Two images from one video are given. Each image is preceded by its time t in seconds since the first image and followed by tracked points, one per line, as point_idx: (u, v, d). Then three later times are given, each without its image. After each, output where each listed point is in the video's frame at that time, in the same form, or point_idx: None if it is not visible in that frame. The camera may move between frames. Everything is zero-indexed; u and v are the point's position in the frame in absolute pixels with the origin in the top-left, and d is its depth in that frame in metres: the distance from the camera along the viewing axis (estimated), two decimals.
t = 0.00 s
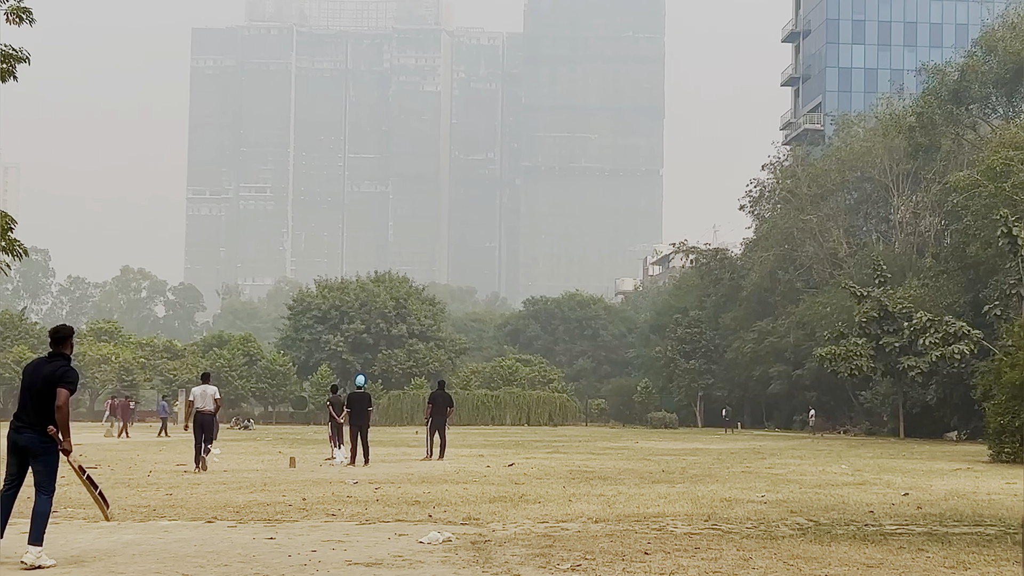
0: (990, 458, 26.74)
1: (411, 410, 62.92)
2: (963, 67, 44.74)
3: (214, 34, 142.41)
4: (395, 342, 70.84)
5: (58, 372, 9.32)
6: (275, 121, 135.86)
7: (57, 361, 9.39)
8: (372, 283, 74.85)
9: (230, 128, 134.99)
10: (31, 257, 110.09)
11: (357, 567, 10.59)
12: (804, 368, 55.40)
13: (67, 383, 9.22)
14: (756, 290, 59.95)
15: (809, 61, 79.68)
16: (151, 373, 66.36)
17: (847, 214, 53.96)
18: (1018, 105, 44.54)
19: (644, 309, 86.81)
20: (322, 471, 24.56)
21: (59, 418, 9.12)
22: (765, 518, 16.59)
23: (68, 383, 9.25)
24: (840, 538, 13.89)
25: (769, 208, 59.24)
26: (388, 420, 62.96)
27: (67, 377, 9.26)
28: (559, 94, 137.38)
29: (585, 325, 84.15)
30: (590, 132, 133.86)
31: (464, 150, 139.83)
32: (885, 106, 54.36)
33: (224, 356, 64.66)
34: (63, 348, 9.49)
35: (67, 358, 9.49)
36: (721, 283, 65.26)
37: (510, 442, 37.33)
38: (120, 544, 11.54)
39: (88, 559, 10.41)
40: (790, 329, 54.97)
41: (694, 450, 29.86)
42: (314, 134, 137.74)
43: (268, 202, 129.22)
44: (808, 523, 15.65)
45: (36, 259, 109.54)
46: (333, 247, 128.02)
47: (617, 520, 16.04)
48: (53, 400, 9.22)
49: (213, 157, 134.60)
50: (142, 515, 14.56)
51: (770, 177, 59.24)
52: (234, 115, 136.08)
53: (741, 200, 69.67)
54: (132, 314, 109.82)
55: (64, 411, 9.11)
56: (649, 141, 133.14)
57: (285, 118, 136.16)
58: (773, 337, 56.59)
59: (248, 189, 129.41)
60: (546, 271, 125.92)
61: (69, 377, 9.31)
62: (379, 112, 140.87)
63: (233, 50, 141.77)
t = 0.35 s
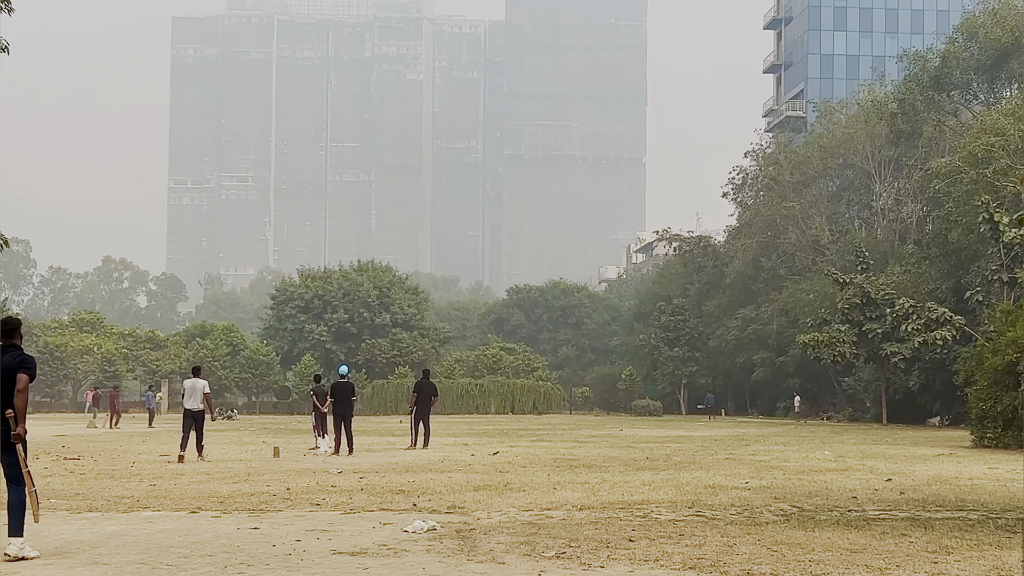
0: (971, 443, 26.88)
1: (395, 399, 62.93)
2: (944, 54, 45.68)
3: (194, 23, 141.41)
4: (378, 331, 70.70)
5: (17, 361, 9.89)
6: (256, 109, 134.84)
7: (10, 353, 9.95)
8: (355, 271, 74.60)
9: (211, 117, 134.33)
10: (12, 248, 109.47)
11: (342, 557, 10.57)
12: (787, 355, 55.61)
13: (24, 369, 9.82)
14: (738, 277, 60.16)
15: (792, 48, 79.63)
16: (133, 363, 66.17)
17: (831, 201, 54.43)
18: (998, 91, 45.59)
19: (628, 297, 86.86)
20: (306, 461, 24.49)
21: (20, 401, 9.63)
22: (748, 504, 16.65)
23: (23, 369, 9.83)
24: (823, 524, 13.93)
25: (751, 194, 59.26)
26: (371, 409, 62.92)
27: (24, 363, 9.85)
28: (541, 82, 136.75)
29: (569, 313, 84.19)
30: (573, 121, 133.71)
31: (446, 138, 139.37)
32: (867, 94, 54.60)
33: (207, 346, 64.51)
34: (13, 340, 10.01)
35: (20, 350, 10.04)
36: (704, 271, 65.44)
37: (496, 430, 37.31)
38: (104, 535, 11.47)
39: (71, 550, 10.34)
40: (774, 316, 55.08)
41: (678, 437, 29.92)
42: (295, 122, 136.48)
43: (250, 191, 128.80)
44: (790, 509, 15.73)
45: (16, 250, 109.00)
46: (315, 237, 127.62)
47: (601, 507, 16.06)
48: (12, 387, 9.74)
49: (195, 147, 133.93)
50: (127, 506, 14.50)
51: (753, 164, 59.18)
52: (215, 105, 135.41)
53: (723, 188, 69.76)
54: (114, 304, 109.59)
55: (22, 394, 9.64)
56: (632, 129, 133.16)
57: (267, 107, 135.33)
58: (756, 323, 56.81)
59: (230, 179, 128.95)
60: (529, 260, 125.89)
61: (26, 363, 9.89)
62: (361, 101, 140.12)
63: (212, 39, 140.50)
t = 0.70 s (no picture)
0: (968, 435, 26.91)
1: (392, 392, 62.89)
2: (940, 46, 45.65)
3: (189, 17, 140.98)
4: (375, 325, 70.59)
5: None
6: (252, 103, 134.52)
7: None
8: (352, 265, 74.56)
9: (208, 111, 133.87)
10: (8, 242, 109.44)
11: (340, 550, 10.58)
12: (785, 347, 55.59)
13: None
14: (736, 270, 60.07)
15: (788, 40, 79.59)
16: (131, 358, 66.11)
17: (827, 192, 54.47)
18: (995, 83, 45.89)
19: (625, 289, 86.92)
20: (304, 454, 24.48)
21: None
22: (745, 497, 16.64)
23: None
24: (821, 516, 13.93)
25: (749, 187, 59.11)
26: (368, 403, 62.93)
27: None
28: (537, 75, 136.58)
29: (567, 306, 84.29)
30: (569, 113, 133.72)
31: (442, 131, 139.24)
32: (864, 86, 54.66)
33: (204, 339, 64.50)
34: None
35: None
36: (701, 263, 65.48)
37: (494, 423, 37.31)
38: (102, 529, 11.44)
39: (69, 545, 10.34)
40: (771, 308, 55.05)
41: (675, 430, 29.93)
42: (292, 117, 136.13)
43: (247, 185, 128.56)
44: (788, 501, 15.74)
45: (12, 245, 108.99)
46: (312, 231, 127.45)
47: (599, 500, 16.06)
48: None
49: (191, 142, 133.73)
50: (125, 500, 14.50)
51: (750, 157, 59.09)
52: (211, 98, 134.99)
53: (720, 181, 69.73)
54: (111, 298, 109.55)
55: None
56: (628, 122, 132.97)
57: (263, 100, 134.90)
58: (754, 316, 56.84)
59: (226, 172, 128.81)
60: (526, 253, 125.82)
61: None
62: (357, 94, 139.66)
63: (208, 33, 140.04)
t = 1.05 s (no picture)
0: (972, 430, 26.93)
1: (395, 387, 62.97)
2: (944, 41, 45.72)
3: (192, 11, 140.86)
4: (379, 320, 70.57)
5: None
6: (256, 98, 134.50)
7: None
8: (355, 260, 74.58)
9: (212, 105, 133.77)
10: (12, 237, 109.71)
11: (343, 545, 10.59)
12: (789, 342, 55.54)
13: None
14: (740, 265, 60.00)
15: (792, 35, 79.46)
16: (135, 353, 66.18)
17: (831, 187, 54.38)
18: (999, 78, 45.76)
19: (628, 285, 86.87)
20: (307, 449, 24.49)
21: None
22: (749, 493, 16.66)
23: None
24: (825, 512, 13.92)
25: (753, 183, 59.00)
26: (372, 398, 63.06)
27: None
28: (540, 70, 136.40)
29: (570, 302, 84.24)
30: (573, 109, 133.65)
31: (446, 127, 139.12)
32: (867, 81, 54.61)
33: (208, 335, 64.57)
34: None
35: None
36: (705, 259, 65.41)
37: (496, 418, 37.30)
38: (106, 525, 11.47)
39: (73, 540, 10.36)
40: (774, 304, 55.02)
41: (679, 426, 29.92)
42: (296, 112, 136.17)
43: (250, 180, 128.72)
44: (792, 497, 15.71)
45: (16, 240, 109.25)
46: (316, 226, 127.60)
47: (602, 495, 16.08)
48: None
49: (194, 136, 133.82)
50: (128, 495, 14.52)
51: (753, 152, 59.00)
52: (215, 92, 134.89)
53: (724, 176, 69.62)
54: (114, 294, 109.79)
55: None
56: (632, 117, 132.82)
57: (267, 95, 134.80)
58: (758, 312, 56.86)
59: (230, 168, 128.99)
60: (529, 249, 125.89)
61: None
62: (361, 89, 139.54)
63: (212, 28, 140.03)
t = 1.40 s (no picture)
0: (980, 426, 26.86)
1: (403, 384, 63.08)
2: (952, 37, 44.98)
3: (200, 8, 141.04)
4: (387, 316, 70.60)
5: None
6: (264, 95, 134.73)
7: None
8: (363, 257, 74.73)
9: (220, 102, 133.91)
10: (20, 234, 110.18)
11: (351, 541, 10.62)
12: (796, 339, 55.47)
13: None
14: (748, 261, 59.88)
15: (799, 31, 79.35)
16: (143, 350, 66.29)
17: (839, 183, 54.18)
18: (1007, 74, 45.27)
19: (635, 281, 86.81)
20: (315, 445, 24.54)
21: None
22: (757, 489, 16.65)
23: None
24: (832, 508, 13.91)
25: (761, 178, 58.86)
26: (379, 394, 63.16)
27: None
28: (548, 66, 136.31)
29: (577, 298, 84.23)
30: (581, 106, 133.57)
31: (453, 124, 138.87)
32: (875, 77, 54.44)
33: (216, 331, 64.68)
34: None
35: None
36: (712, 256, 65.32)
37: (504, 415, 37.30)
38: (115, 521, 11.52)
39: (82, 536, 10.41)
40: (782, 300, 55.02)
41: (686, 422, 29.89)
42: (303, 109, 136.41)
43: (258, 177, 128.87)
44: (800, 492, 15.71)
45: (24, 236, 109.67)
46: (323, 223, 127.83)
47: (610, 492, 16.08)
48: None
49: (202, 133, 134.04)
50: (137, 491, 14.57)
51: (761, 148, 58.94)
52: (223, 89, 135.02)
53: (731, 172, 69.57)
54: (123, 290, 110.22)
55: None
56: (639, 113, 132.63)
57: (274, 92, 134.81)
58: (765, 308, 56.81)
59: (238, 165, 129.14)
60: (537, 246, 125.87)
61: None
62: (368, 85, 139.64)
63: (220, 25, 140.38)
